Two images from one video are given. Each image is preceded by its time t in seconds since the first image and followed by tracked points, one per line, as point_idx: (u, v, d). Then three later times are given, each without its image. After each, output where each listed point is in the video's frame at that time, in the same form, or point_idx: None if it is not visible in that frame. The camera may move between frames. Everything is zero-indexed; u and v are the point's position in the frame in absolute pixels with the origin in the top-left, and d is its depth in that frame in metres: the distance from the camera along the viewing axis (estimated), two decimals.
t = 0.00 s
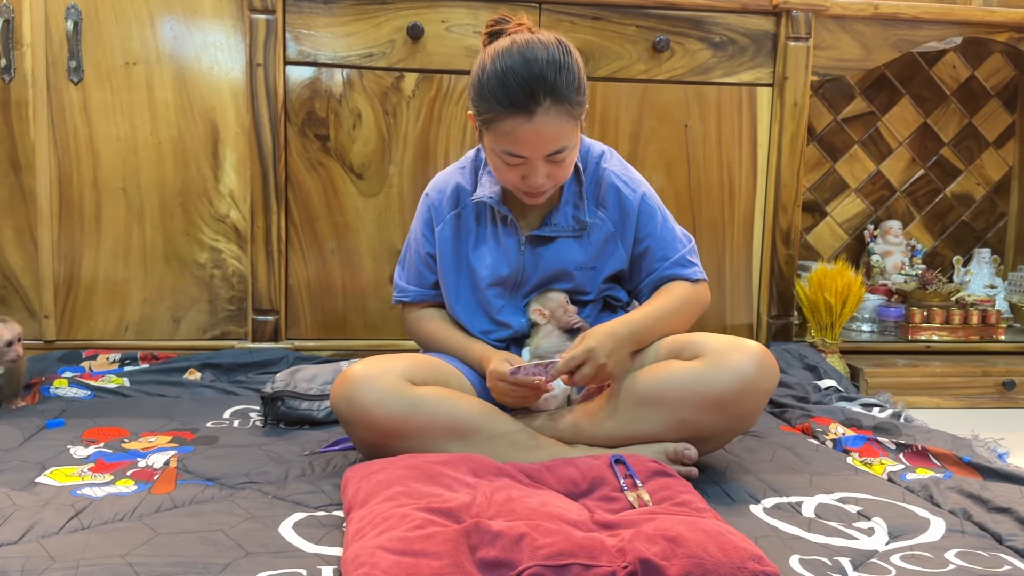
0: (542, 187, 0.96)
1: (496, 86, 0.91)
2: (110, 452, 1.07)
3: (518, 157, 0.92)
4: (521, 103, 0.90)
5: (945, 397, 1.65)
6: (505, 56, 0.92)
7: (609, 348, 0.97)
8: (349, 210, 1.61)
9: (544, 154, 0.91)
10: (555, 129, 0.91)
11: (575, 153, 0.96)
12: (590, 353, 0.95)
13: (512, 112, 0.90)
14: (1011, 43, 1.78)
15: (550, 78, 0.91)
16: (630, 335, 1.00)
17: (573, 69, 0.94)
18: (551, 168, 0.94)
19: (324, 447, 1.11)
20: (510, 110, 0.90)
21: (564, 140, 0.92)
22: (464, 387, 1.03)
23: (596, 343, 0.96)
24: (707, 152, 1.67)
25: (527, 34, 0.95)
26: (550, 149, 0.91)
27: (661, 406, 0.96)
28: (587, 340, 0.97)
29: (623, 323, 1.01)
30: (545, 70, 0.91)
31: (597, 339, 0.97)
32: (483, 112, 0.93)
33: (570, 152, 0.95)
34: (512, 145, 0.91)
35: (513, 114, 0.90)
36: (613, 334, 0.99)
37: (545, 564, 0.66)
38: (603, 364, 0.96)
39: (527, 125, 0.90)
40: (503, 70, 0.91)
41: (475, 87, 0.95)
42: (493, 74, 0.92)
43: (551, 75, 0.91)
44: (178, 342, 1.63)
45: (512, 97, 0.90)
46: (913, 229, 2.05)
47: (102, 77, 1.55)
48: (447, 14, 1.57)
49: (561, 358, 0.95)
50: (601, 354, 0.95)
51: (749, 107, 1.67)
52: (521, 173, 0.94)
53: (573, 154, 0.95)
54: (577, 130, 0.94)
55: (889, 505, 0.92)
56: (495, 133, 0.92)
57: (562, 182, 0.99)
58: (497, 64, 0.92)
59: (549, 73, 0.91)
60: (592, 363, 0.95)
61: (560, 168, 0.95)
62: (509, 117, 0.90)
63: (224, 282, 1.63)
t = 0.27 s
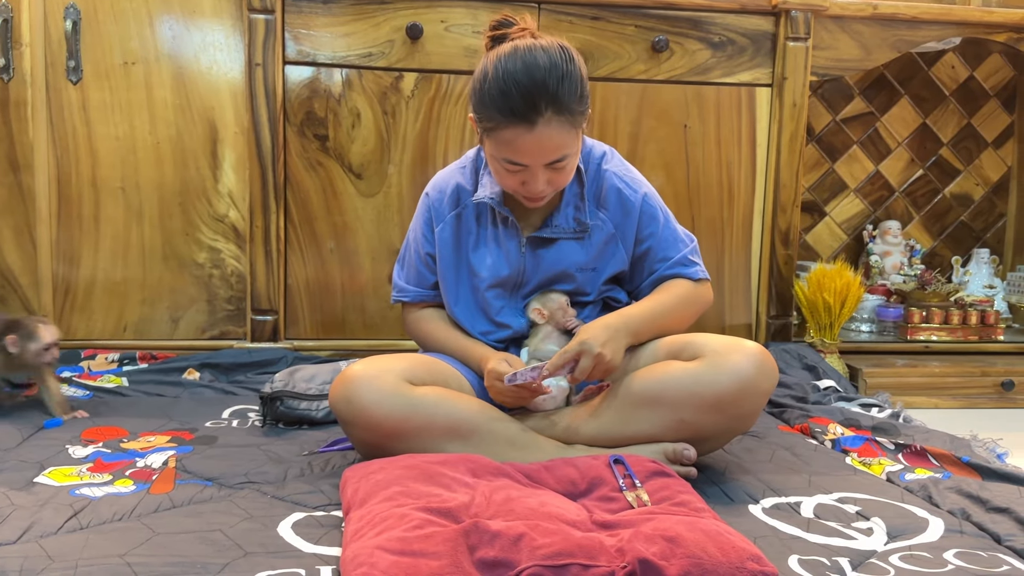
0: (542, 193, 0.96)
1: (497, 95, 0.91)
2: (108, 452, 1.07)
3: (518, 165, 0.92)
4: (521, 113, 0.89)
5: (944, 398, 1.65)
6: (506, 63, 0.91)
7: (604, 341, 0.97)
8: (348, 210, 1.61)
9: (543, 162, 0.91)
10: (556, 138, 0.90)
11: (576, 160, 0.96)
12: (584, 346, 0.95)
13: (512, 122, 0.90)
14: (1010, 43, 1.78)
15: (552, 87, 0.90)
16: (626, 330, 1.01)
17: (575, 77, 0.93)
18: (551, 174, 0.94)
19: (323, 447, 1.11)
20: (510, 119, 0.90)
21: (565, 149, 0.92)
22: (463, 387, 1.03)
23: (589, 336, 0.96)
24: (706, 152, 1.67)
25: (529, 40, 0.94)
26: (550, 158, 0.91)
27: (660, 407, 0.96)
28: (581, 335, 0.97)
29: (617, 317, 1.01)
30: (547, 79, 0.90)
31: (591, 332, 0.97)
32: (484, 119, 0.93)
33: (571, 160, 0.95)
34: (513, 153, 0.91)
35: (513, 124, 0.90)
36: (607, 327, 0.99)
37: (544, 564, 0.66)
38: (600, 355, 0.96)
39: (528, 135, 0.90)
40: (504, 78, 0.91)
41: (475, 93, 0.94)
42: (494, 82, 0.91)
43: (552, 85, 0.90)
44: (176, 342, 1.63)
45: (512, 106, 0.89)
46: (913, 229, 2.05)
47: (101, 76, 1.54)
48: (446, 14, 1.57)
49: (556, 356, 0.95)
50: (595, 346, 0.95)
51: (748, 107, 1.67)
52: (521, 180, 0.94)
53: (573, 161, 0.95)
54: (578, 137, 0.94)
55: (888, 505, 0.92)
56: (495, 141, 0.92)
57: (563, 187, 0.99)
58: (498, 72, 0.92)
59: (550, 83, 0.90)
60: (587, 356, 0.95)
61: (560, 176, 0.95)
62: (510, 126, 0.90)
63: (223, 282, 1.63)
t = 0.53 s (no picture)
0: (540, 197, 0.97)
1: (494, 102, 0.90)
2: (107, 452, 1.07)
3: (516, 170, 0.92)
4: (519, 120, 0.89)
5: (943, 398, 1.65)
6: (504, 69, 0.91)
7: (602, 341, 0.97)
8: (347, 210, 1.61)
9: (541, 168, 0.92)
10: (553, 146, 0.91)
11: (574, 164, 0.96)
12: (581, 347, 0.96)
13: (510, 129, 0.90)
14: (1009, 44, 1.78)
15: (549, 95, 0.90)
16: (624, 329, 1.01)
17: (572, 84, 0.93)
18: (549, 179, 0.94)
19: (321, 447, 1.11)
20: (507, 127, 0.90)
21: (562, 154, 0.92)
22: (462, 387, 1.03)
23: (587, 338, 0.96)
24: (705, 152, 1.67)
25: (528, 44, 0.94)
26: (548, 164, 0.91)
27: (659, 407, 0.96)
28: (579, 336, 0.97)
29: (617, 314, 1.01)
30: (545, 87, 0.90)
31: (588, 333, 0.97)
32: (482, 124, 0.93)
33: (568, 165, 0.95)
34: (510, 159, 0.91)
35: (510, 131, 0.90)
36: (605, 327, 0.99)
37: (543, 564, 0.66)
38: (598, 356, 0.96)
39: (525, 142, 0.90)
40: (501, 85, 0.90)
41: (473, 97, 0.94)
42: (492, 88, 0.91)
43: (550, 93, 0.90)
44: (175, 342, 1.63)
45: (510, 114, 0.89)
46: (911, 230, 2.05)
47: (100, 76, 1.54)
48: (446, 14, 1.57)
49: (554, 356, 0.95)
50: (593, 347, 0.96)
51: (747, 108, 1.67)
52: (519, 184, 0.94)
53: (571, 166, 0.95)
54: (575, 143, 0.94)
55: (886, 505, 0.92)
56: (493, 147, 0.92)
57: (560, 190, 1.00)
58: (496, 78, 0.91)
59: (548, 90, 0.90)
60: (586, 357, 0.96)
61: (557, 181, 0.95)
62: (507, 133, 0.90)
63: (222, 282, 1.63)
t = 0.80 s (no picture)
0: (538, 198, 0.97)
1: (492, 104, 0.90)
2: (106, 452, 1.07)
3: (514, 173, 0.93)
4: (517, 123, 0.89)
5: (941, 398, 1.65)
6: (502, 72, 0.91)
7: (603, 340, 0.97)
8: (346, 210, 1.61)
9: (539, 170, 0.92)
10: (551, 148, 0.91)
11: (572, 165, 0.96)
12: (584, 346, 0.96)
13: (508, 132, 0.90)
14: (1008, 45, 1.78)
15: (547, 98, 0.90)
16: (627, 325, 1.01)
17: (570, 86, 0.92)
18: (547, 180, 0.94)
19: (320, 447, 1.11)
20: (505, 130, 0.90)
21: (560, 157, 0.92)
22: (461, 388, 1.03)
23: (588, 337, 0.97)
24: (704, 152, 1.67)
25: (526, 47, 0.93)
26: (546, 167, 0.91)
27: (659, 408, 0.96)
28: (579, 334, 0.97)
29: (619, 311, 1.01)
30: (543, 90, 0.90)
31: (590, 332, 0.97)
32: (480, 127, 0.93)
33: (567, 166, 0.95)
34: (508, 162, 0.92)
35: (508, 134, 0.90)
36: (607, 324, 0.99)
37: (542, 564, 0.66)
38: (599, 355, 0.96)
39: (523, 145, 0.90)
40: (499, 88, 0.90)
41: (472, 100, 0.94)
42: (490, 90, 0.91)
43: (548, 96, 0.90)
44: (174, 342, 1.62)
45: (508, 117, 0.89)
46: (910, 230, 2.06)
47: (99, 76, 1.54)
48: (445, 14, 1.57)
49: (555, 357, 0.95)
50: (594, 347, 0.96)
51: (746, 108, 1.67)
52: (517, 186, 0.94)
53: (569, 168, 0.95)
54: (573, 145, 0.94)
55: (885, 505, 0.92)
56: (491, 149, 0.92)
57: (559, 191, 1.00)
58: (494, 80, 0.91)
59: (546, 93, 0.90)
60: (587, 356, 0.96)
61: (556, 183, 0.95)
62: (505, 136, 0.90)
63: (221, 282, 1.63)
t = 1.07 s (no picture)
0: (535, 199, 0.97)
1: (487, 106, 0.90)
2: (105, 452, 1.07)
3: (511, 174, 0.93)
4: (512, 125, 0.89)
5: (940, 399, 1.65)
6: (498, 73, 0.91)
7: (616, 338, 0.97)
8: (345, 210, 1.61)
9: (535, 171, 0.92)
10: (546, 150, 0.91)
11: (569, 166, 0.96)
12: (595, 345, 0.96)
13: (503, 134, 0.90)
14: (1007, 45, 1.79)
15: (543, 100, 0.90)
16: (640, 322, 1.01)
17: (566, 88, 0.92)
18: (544, 181, 0.94)
19: (319, 447, 1.11)
20: (501, 131, 0.90)
21: (556, 159, 0.92)
22: (460, 388, 1.03)
23: (601, 335, 0.96)
24: (703, 152, 1.67)
25: (522, 48, 0.93)
26: (542, 168, 0.91)
27: (657, 408, 0.96)
28: (592, 332, 0.97)
29: (631, 308, 1.01)
30: (538, 91, 0.90)
31: (602, 331, 0.97)
32: (476, 128, 0.93)
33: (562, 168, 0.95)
34: (504, 163, 0.92)
35: (504, 136, 0.90)
36: (619, 322, 0.99)
37: (541, 565, 0.66)
38: (611, 354, 0.96)
39: (518, 147, 0.90)
40: (495, 89, 0.90)
41: (467, 101, 0.94)
42: (484, 91, 0.91)
43: (543, 97, 0.90)
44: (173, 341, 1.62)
45: (503, 119, 0.89)
46: (909, 231, 2.06)
47: (98, 76, 1.54)
48: (444, 15, 1.57)
49: (566, 354, 0.95)
50: (607, 346, 0.96)
51: (745, 108, 1.67)
52: (514, 187, 0.95)
53: (565, 170, 0.95)
54: (569, 146, 0.94)
55: (885, 506, 0.92)
56: (486, 150, 0.92)
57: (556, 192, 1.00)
58: (490, 82, 0.91)
59: (542, 95, 0.90)
60: (599, 355, 0.96)
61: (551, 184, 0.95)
62: (500, 138, 0.90)
63: (220, 282, 1.63)
